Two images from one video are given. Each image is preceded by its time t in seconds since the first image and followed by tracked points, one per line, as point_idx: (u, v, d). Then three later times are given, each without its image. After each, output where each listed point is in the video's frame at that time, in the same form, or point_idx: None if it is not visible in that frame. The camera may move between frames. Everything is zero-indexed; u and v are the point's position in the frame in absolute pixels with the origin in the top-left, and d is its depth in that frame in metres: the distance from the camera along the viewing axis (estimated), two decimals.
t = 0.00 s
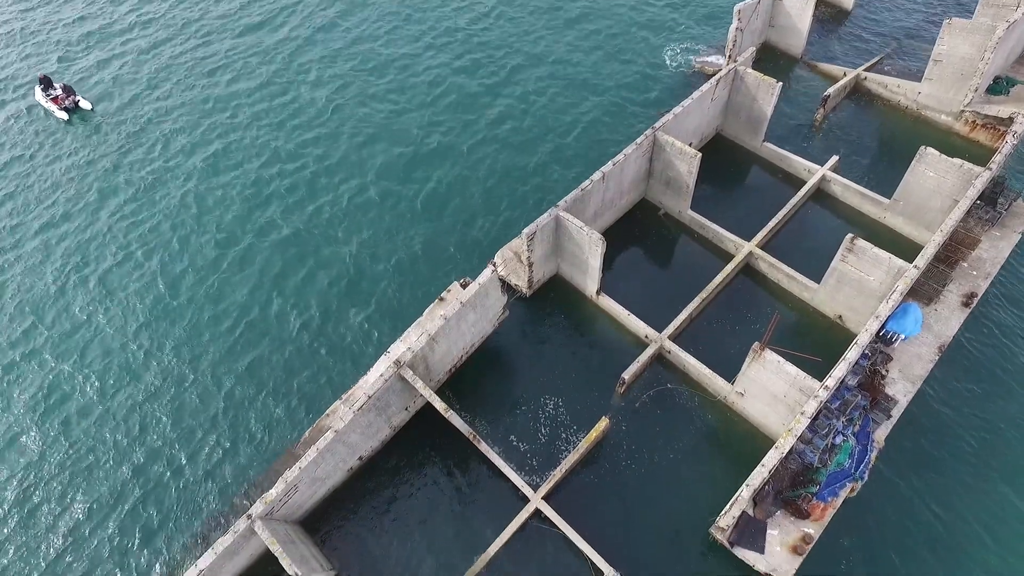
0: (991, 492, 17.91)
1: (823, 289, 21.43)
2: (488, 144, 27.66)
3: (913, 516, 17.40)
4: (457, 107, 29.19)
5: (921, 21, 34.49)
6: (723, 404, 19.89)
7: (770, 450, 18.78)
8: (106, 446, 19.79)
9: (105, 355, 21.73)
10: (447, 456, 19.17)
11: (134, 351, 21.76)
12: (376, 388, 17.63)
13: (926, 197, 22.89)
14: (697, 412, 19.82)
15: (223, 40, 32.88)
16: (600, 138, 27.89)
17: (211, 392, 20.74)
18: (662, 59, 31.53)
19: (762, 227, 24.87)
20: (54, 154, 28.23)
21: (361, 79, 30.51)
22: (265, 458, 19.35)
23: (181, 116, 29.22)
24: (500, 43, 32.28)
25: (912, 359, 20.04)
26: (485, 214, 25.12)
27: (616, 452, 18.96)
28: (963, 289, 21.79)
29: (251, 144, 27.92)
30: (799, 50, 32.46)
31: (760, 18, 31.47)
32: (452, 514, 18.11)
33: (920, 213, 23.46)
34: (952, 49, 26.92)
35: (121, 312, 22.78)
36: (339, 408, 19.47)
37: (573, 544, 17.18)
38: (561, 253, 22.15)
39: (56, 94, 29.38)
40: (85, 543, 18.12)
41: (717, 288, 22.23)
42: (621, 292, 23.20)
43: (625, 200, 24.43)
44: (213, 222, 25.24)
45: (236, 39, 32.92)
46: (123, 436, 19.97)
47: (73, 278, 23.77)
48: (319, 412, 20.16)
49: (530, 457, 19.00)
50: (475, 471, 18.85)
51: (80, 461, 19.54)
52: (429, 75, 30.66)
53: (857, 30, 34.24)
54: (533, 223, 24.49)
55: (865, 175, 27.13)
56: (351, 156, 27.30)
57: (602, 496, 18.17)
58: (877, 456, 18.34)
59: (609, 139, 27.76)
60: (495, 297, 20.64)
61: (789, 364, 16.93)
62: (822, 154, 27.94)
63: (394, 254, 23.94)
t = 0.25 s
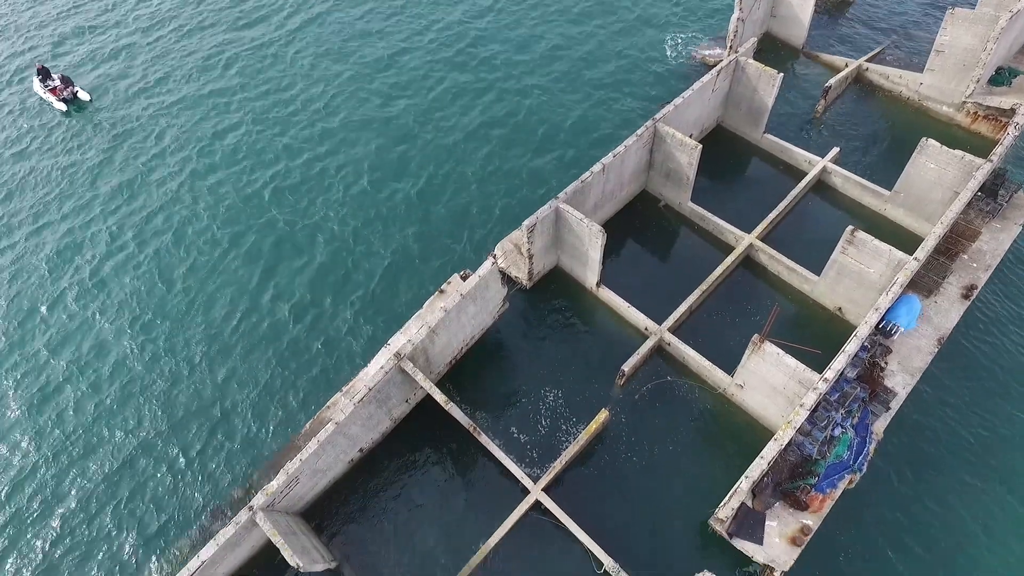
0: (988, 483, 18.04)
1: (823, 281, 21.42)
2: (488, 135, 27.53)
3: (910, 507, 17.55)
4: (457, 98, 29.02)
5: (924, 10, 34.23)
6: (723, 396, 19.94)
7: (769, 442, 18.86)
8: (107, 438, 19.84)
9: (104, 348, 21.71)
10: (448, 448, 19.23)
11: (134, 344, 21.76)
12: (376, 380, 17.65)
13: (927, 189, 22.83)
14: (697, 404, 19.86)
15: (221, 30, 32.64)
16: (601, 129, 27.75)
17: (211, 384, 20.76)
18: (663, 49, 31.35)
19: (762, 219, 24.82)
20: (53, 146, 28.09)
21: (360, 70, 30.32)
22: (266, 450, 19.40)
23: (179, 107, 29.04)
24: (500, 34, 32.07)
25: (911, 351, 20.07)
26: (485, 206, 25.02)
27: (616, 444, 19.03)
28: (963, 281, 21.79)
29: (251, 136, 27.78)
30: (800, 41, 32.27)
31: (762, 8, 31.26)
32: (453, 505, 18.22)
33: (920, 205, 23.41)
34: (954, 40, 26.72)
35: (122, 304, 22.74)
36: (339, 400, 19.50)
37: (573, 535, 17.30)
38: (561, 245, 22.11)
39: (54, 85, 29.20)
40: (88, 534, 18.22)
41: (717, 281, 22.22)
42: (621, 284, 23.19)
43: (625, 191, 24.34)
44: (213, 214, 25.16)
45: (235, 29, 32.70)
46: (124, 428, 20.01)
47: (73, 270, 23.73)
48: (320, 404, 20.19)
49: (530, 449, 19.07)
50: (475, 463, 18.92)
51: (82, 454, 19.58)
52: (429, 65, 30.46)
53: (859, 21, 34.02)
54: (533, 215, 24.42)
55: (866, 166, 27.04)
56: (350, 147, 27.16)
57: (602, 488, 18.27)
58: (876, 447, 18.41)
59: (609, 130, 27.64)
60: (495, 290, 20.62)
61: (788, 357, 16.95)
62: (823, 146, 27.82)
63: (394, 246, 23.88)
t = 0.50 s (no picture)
0: (987, 479, 18.11)
1: (823, 278, 21.43)
2: (489, 132, 27.48)
3: (910, 503, 17.61)
4: (457, 94, 28.96)
5: (925, 6, 34.15)
6: (722, 392, 19.98)
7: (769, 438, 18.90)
8: (108, 435, 19.86)
9: (105, 345, 21.71)
10: (448, 444, 19.27)
11: (135, 341, 21.75)
12: (377, 377, 17.67)
13: (927, 185, 22.81)
14: (697, 400, 19.90)
15: (221, 26, 32.56)
16: (601, 125, 27.70)
17: (211, 381, 20.77)
18: (663, 45, 31.28)
19: (763, 215, 24.81)
20: (53, 142, 28.02)
21: (360, 66, 30.23)
22: (267, 447, 19.44)
23: (179, 103, 28.96)
24: (500, 30, 31.98)
25: (911, 348, 20.10)
26: (485, 203, 24.98)
27: (616, 440, 19.07)
28: (963, 277, 21.80)
29: (250, 132, 27.72)
30: (801, 36, 32.19)
31: (762, 4, 31.18)
32: (453, 501, 18.26)
33: (921, 201, 23.39)
34: (955, 35, 26.60)
35: (123, 301, 22.73)
36: (340, 397, 19.53)
37: (573, 531, 17.36)
38: (561, 242, 22.10)
39: (54, 81, 29.12)
40: (90, 531, 18.26)
41: (717, 277, 22.23)
42: (622, 280, 23.20)
43: (625, 188, 24.31)
44: (213, 210, 25.14)
45: (234, 25, 32.61)
46: (126, 425, 20.03)
47: (73, 267, 23.70)
48: (321, 401, 20.22)
49: (531, 446, 19.12)
50: (476, 459, 18.97)
51: (84, 450, 19.61)
52: (428, 61, 30.40)
53: (859, 16, 33.92)
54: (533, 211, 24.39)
55: (867, 163, 27.01)
56: (350, 143, 27.11)
57: (603, 484, 18.32)
58: (876, 444, 18.46)
59: (610, 126, 27.61)
60: (495, 286, 20.62)
61: (788, 353, 16.97)
62: (824, 142, 27.78)
63: (394, 243, 23.87)
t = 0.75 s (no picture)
0: (987, 478, 18.13)
1: (823, 278, 21.44)
2: (489, 132, 27.48)
3: (910, 503, 17.63)
4: (457, 94, 28.95)
5: (925, 6, 34.15)
6: (723, 392, 19.99)
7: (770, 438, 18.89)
8: (109, 435, 19.87)
9: (106, 345, 21.72)
10: (449, 444, 19.27)
11: (136, 341, 21.76)
12: (377, 377, 17.67)
13: (928, 185, 22.81)
14: (697, 401, 19.90)
15: (221, 26, 32.57)
16: (601, 125, 27.70)
17: (211, 381, 20.77)
18: (663, 45, 31.27)
19: (763, 215, 24.82)
20: (53, 142, 28.01)
21: (360, 66, 30.23)
22: (268, 447, 19.44)
23: (180, 103, 28.95)
24: (500, 30, 31.97)
25: (911, 348, 20.11)
26: (485, 203, 24.99)
27: (616, 440, 19.08)
28: (963, 277, 21.80)
29: (251, 132, 27.72)
30: (801, 36, 32.19)
31: (762, 5, 31.19)
32: (454, 501, 18.27)
33: (921, 201, 23.40)
34: (955, 36, 26.60)
35: (123, 301, 22.73)
36: (340, 397, 19.52)
37: (574, 531, 17.36)
38: (562, 242, 22.10)
39: (54, 81, 29.10)
40: (90, 531, 18.25)
41: (717, 277, 22.24)
42: (622, 280, 23.20)
43: (625, 187, 24.31)
44: (213, 210, 25.14)
45: (234, 25, 32.61)
46: (127, 425, 20.05)
47: (73, 267, 23.70)
48: (321, 401, 20.22)
49: (531, 446, 19.12)
50: (476, 459, 18.98)
51: (85, 450, 19.62)
52: (429, 61, 30.41)
53: (859, 16, 33.92)
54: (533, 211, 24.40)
55: (867, 163, 27.01)
56: (350, 143, 27.12)
57: (603, 485, 18.32)
58: (876, 444, 18.46)
59: (610, 126, 27.61)
60: (496, 286, 20.62)
61: (788, 353, 16.98)
62: (824, 142, 27.78)
63: (394, 243, 23.87)
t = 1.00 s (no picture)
0: (988, 479, 18.14)
1: (823, 278, 21.45)
2: (489, 132, 27.50)
3: (910, 503, 17.64)
4: (457, 95, 28.96)
5: (925, 6, 34.16)
6: (723, 392, 20.00)
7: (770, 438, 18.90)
8: (110, 435, 19.89)
9: (107, 345, 21.74)
10: (450, 444, 19.29)
11: (137, 341, 21.78)
12: (378, 377, 17.68)
13: (928, 185, 22.82)
14: (698, 401, 19.92)
15: (222, 27, 32.60)
16: (602, 126, 27.71)
17: (212, 381, 20.79)
18: (664, 46, 31.29)
19: (763, 215, 24.84)
20: (54, 143, 28.03)
21: (361, 67, 30.24)
22: (269, 447, 19.45)
23: (180, 104, 28.97)
24: (500, 30, 31.98)
25: (911, 348, 20.12)
26: (486, 203, 24.99)
27: (617, 441, 19.09)
28: (964, 278, 21.82)
29: (251, 133, 27.74)
30: (801, 36, 32.20)
31: (762, 5, 31.20)
32: (454, 501, 18.28)
33: (921, 202, 23.41)
34: (956, 36, 26.60)
35: (124, 301, 22.75)
36: (341, 397, 19.53)
37: (574, 531, 17.37)
38: (562, 242, 22.11)
39: (55, 82, 29.13)
40: (92, 531, 18.27)
41: (717, 277, 22.26)
42: (622, 280, 23.21)
43: (625, 188, 24.32)
44: (214, 210, 25.15)
45: (234, 26, 32.63)
46: (127, 425, 20.07)
47: (74, 268, 23.72)
48: (322, 401, 20.22)
49: (531, 446, 19.14)
50: (477, 459, 18.99)
51: (85, 450, 19.63)
52: (429, 61, 30.43)
53: (859, 16, 33.93)
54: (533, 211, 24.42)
55: (867, 163, 27.02)
56: (351, 144, 27.14)
57: (603, 485, 18.33)
58: (876, 444, 18.48)
59: (610, 127, 27.62)
60: (496, 286, 20.64)
61: (789, 353, 16.99)
62: (824, 143, 27.78)
63: (395, 243, 23.89)
